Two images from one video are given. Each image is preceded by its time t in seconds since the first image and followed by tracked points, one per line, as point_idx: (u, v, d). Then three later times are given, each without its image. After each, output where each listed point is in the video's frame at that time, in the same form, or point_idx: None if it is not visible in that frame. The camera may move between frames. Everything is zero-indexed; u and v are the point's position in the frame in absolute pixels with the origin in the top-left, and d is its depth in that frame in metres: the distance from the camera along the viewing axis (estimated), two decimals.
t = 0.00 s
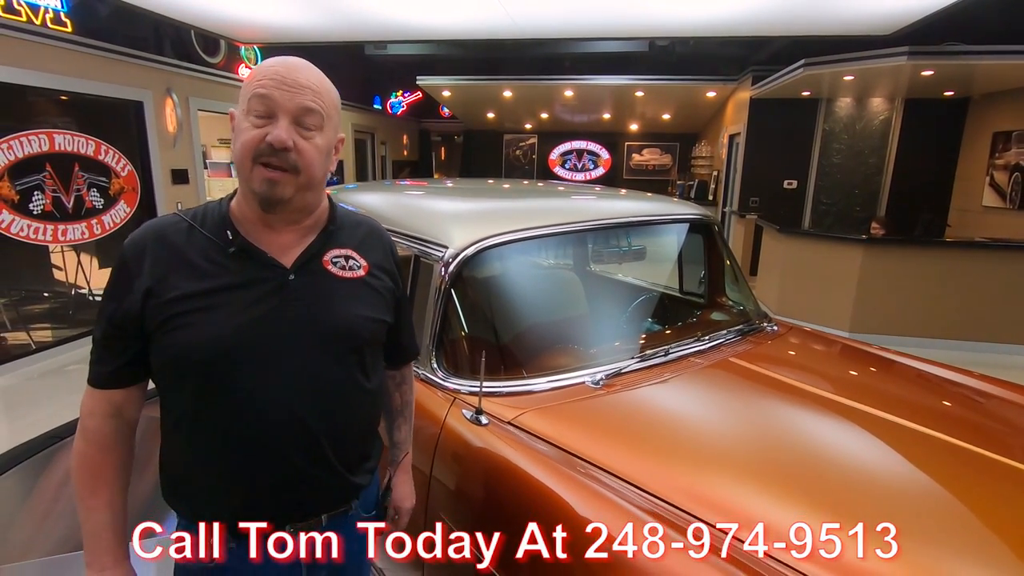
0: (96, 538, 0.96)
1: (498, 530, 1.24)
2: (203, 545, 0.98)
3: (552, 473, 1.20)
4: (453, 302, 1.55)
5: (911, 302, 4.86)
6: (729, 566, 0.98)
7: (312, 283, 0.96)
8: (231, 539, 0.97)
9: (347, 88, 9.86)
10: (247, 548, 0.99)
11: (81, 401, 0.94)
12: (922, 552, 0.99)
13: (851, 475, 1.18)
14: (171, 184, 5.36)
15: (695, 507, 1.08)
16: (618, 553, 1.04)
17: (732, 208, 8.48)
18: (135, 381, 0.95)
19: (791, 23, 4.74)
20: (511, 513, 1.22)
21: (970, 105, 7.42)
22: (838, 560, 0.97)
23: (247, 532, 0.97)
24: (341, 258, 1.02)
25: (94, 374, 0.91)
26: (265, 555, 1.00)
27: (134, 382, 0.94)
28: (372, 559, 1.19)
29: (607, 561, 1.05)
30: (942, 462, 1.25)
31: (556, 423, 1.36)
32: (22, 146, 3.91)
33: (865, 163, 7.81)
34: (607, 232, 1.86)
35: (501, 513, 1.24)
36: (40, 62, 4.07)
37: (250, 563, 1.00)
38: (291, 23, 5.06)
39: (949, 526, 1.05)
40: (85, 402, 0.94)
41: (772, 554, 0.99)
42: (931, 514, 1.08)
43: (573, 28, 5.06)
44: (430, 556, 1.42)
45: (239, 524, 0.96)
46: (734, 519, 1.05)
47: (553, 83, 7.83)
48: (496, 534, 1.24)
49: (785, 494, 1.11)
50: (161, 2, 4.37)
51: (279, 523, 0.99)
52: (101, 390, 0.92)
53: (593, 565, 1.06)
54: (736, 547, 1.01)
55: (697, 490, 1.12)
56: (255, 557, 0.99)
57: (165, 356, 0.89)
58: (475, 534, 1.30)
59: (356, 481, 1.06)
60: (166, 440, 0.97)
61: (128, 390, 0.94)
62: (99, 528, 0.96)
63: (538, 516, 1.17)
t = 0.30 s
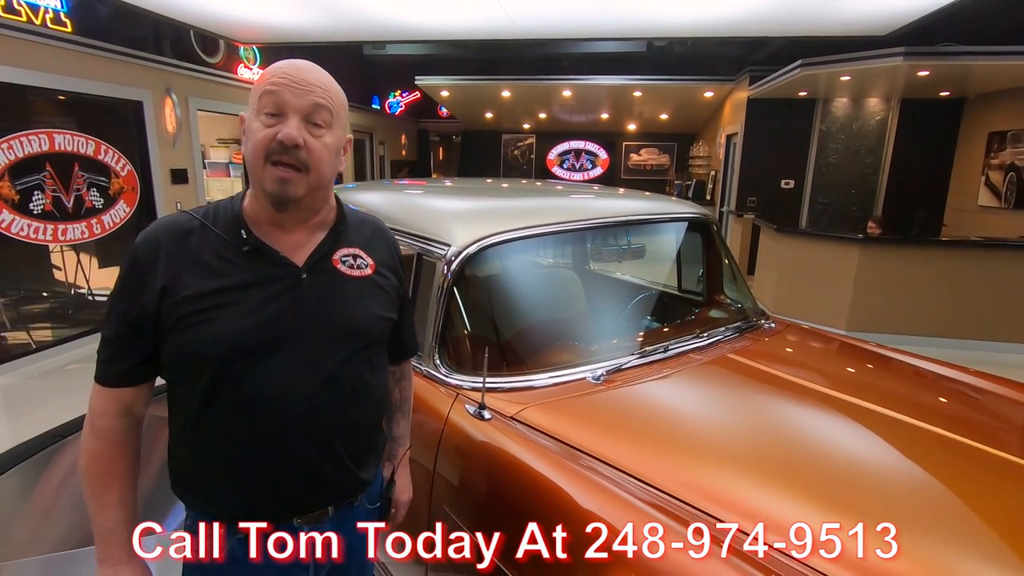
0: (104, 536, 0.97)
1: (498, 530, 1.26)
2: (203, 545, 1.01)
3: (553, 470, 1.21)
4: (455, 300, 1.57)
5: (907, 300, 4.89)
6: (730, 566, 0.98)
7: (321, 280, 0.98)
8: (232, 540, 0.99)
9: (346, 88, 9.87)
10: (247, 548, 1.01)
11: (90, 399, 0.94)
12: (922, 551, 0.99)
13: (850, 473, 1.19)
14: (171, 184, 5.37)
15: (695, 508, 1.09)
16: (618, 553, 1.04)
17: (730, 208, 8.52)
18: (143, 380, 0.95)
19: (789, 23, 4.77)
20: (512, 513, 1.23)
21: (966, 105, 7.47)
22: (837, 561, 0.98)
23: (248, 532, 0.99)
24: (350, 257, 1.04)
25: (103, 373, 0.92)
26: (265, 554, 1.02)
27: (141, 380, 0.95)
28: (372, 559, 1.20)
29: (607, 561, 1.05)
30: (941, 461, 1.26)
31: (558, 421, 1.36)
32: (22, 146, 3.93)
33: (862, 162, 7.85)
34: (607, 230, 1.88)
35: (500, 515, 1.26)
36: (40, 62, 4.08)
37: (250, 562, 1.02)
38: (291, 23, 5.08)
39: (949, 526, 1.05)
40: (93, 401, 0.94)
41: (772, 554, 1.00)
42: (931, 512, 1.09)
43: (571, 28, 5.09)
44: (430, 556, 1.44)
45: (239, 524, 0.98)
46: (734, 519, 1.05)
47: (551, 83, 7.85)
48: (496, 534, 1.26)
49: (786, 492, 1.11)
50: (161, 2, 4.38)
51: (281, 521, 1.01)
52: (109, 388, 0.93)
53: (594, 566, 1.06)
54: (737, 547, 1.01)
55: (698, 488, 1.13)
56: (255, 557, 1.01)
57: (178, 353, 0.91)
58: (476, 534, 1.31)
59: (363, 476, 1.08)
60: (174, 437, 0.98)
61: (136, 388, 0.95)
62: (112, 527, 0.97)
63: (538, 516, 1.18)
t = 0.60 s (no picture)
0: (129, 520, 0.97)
1: (498, 530, 1.28)
2: (203, 546, 1.04)
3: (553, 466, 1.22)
4: (454, 297, 1.60)
5: (899, 299, 4.94)
6: (731, 566, 0.97)
7: (328, 275, 1.01)
8: (232, 540, 1.02)
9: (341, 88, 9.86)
10: (247, 548, 1.03)
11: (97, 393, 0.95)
12: (923, 552, 0.99)
13: (850, 472, 1.19)
14: (166, 184, 5.37)
15: (696, 508, 1.09)
16: (619, 553, 1.05)
17: (724, 207, 8.57)
18: (150, 372, 0.96)
19: (781, 24, 4.81)
20: (513, 513, 1.24)
21: (956, 106, 7.55)
22: (837, 560, 0.98)
23: (248, 532, 1.01)
24: (356, 252, 1.06)
25: (110, 368, 0.93)
26: (265, 554, 1.04)
27: (146, 373, 0.96)
28: (371, 559, 1.22)
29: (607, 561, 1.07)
30: (940, 461, 1.26)
31: (558, 418, 1.38)
32: (17, 146, 3.91)
33: (854, 162, 7.91)
34: (604, 229, 1.91)
35: (500, 515, 1.27)
36: (36, 62, 4.07)
37: (250, 563, 1.04)
38: (288, 23, 5.09)
39: (949, 526, 1.05)
40: (99, 396, 0.95)
41: (772, 553, 0.99)
42: (931, 510, 1.09)
43: (567, 28, 5.11)
44: (429, 556, 1.46)
45: (239, 524, 1.00)
46: (734, 519, 1.05)
47: (546, 83, 7.88)
48: (496, 534, 1.27)
49: (785, 492, 1.11)
50: (156, 2, 4.37)
51: (285, 515, 1.03)
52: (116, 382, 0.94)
53: (595, 565, 1.08)
54: (737, 546, 1.01)
55: (699, 487, 1.13)
56: (255, 557, 1.03)
57: (187, 347, 0.93)
58: (476, 534, 1.33)
59: (370, 468, 1.11)
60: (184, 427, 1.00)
61: (143, 381, 0.96)
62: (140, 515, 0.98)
63: (538, 515, 1.20)
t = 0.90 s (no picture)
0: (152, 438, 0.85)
1: (498, 530, 1.29)
2: (204, 546, 1.06)
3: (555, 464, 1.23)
4: (452, 296, 1.62)
5: (890, 297, 5.00)
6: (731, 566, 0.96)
7: (327, 271, 1.02)
8: (233, 539, 1.03)
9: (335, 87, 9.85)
10: (247, 549, 1.05)
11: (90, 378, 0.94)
12: (925, 551, 0.98)
13: (848, 470, 1.19)
14: (159, 184, 5.36)
15: (695, 508, 1.09)
16: (618, 553, 1.06)
17: (716, 206, 8.63)
18: (153, 365, 0.97)
19: (772, 26, 4.86)
20: (512, 514, 1.26)
21: (944, 107, 7.65)
22: (838, 560, 0.97)
23: (248, 532, 1.03)
24: (353, 247, 1.07)
25: (108, 359, 0.92)
26: (265, 555, 1.06)
27: (151, 366, 0.97)
28: (372, 559, 1.23)
29: (607, 561, 1.08)
30: (940, 458, 1.25)
31: (559, 416, 1.39)
32: (9, 145, 3.89)
33: (845, 162, 7.99)
34: (599, 229, 1.93)
35: (500, 514, 1.29)
36: (28, 61, 4.05)
37: (250, 563, 1.05)
38: (282, 23, 5.09)
39: (951, 524, 1.04)
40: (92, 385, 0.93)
41: (772, 554, 0.99)
42: (931, 507, 1.08)
43: (560, 29, 5.14)
44: (430, 556, 1.48)
45: (239, 524, 1.02)
46: (733, 520, 1.04)
47: (539, 83, 7.90)
48: (496, 534, 1.29)
49: (784, 491, 1.11)
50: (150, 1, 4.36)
51: (287, 509, 1.05)
52: (113, 373, 0.92)
53: (596, 565, 1.08)
54: (737, 546, 1.00)
55: (698, 485, 1.14)
56: (255, 557, 1.05)
57: (189, 342, 0.95)
58: (476, 534, 1.36)
59: (372, 460, 1.13)
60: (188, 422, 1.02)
61: (142, 371, 0.96)
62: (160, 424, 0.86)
63: (537, 516, 1.21)
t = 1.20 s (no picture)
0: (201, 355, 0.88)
1: (498, 530, 1.31)
2: (203, 546, 1.06)
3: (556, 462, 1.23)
4: (448, 294, 1.63)
5: (879, 294, 5.07)
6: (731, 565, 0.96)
7: (327, 270, 1.03)
8: (233, 539, 1.04)
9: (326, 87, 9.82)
10: (247, 549, 1.05)
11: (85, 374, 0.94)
12: (924, 551, 0.98)
13: (845, 468, 1.19)
14: (150, 183, 5.33)
15: (695, 506, 1.09)
16: (618, 552, 1.07)
17: (707, 206, 8.69)
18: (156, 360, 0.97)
19: (761, 27, 4.91)
20: (511, 514, 1.27)
21: (931, 107, 7.76)
22: (838, 560, 0.98)
23: (248, 532, 1.03)
24: (351, 246, 1.08)
25: (109, 352, 0.92)
26: (265, 555, 1.06)
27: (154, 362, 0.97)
28: (372, 559, 1.24)
29: (607, 561, 1.08)
30: (937, 457, 1.26)
31: (558, 414, 1.40)
32: None
33: (834, 162, 8.08)
34: (593, 227, 1.96)
35: (498, 515, 1.30)
36: (17, 60, 4.01)
37: (250, 563, 1.06)
38: (274, 22, 5.08)
39: (951, 524, 1.04)
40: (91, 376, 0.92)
41: (771, 554, 0.98)
42: (929, 506, 1.09)
43: (552, 30, 5.16)
44: (430, 555, 1.50)
45: (239, 524, 1.02)
46: (734, 520, 1.04)
47: (531, 83, 7.92)
48: (496, 534, 1.31)
49: (785, 491, 1.11)
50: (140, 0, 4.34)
51: (288, 505, 1.05)
52: (114, 363, 0.91)
53: (595, 565, 1.09)
54: (737, 546, 1.00)
55: (697, 486, 1.14)
56: (255, 557, 1.05)
57: (191, 338, 0.96)
58: (475, 535, 1.37)
59: (372, 456, 1.14)
60: (190, 419, 1.03)
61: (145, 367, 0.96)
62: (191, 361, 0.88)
63: (536, 516, 1.22)
